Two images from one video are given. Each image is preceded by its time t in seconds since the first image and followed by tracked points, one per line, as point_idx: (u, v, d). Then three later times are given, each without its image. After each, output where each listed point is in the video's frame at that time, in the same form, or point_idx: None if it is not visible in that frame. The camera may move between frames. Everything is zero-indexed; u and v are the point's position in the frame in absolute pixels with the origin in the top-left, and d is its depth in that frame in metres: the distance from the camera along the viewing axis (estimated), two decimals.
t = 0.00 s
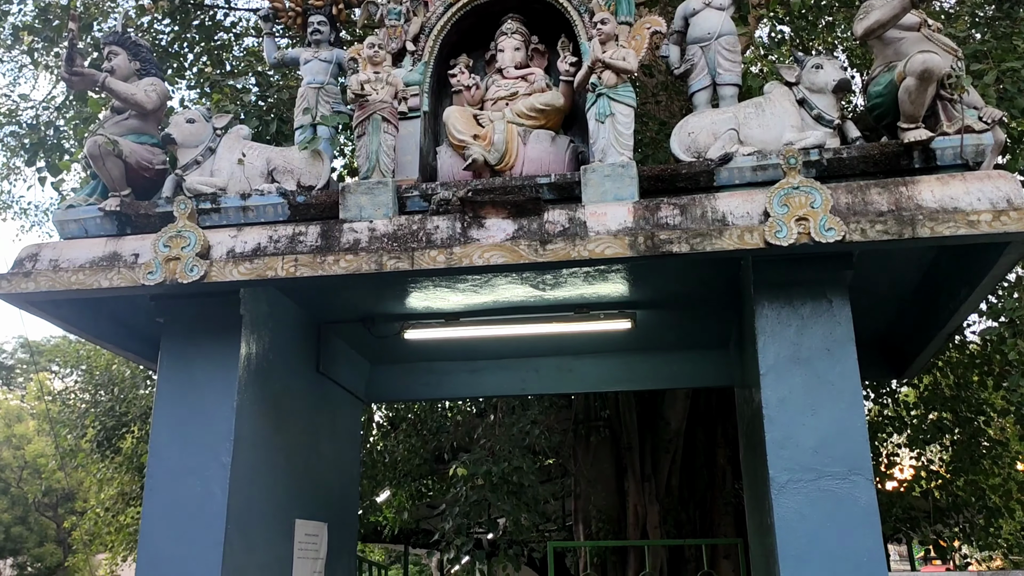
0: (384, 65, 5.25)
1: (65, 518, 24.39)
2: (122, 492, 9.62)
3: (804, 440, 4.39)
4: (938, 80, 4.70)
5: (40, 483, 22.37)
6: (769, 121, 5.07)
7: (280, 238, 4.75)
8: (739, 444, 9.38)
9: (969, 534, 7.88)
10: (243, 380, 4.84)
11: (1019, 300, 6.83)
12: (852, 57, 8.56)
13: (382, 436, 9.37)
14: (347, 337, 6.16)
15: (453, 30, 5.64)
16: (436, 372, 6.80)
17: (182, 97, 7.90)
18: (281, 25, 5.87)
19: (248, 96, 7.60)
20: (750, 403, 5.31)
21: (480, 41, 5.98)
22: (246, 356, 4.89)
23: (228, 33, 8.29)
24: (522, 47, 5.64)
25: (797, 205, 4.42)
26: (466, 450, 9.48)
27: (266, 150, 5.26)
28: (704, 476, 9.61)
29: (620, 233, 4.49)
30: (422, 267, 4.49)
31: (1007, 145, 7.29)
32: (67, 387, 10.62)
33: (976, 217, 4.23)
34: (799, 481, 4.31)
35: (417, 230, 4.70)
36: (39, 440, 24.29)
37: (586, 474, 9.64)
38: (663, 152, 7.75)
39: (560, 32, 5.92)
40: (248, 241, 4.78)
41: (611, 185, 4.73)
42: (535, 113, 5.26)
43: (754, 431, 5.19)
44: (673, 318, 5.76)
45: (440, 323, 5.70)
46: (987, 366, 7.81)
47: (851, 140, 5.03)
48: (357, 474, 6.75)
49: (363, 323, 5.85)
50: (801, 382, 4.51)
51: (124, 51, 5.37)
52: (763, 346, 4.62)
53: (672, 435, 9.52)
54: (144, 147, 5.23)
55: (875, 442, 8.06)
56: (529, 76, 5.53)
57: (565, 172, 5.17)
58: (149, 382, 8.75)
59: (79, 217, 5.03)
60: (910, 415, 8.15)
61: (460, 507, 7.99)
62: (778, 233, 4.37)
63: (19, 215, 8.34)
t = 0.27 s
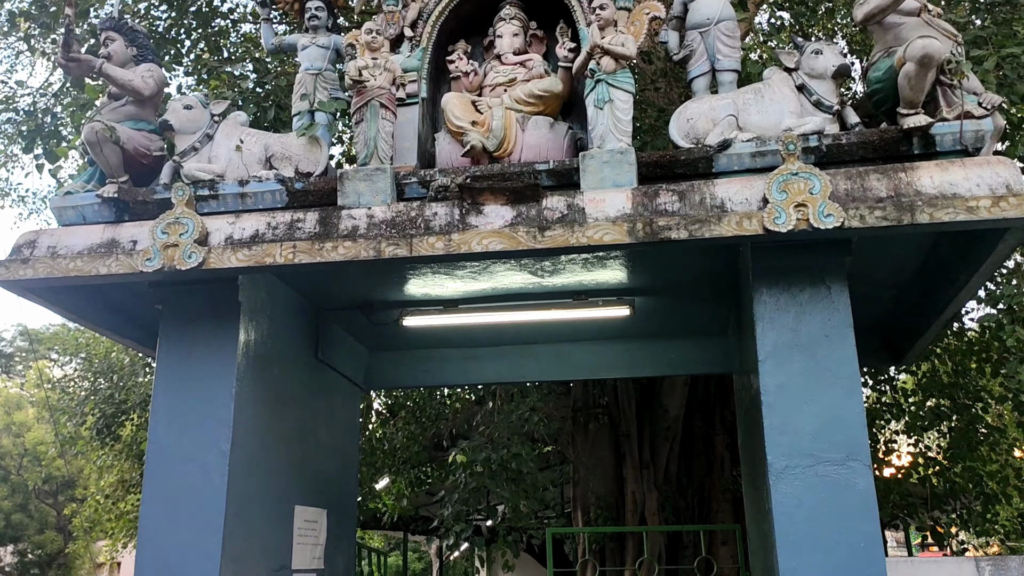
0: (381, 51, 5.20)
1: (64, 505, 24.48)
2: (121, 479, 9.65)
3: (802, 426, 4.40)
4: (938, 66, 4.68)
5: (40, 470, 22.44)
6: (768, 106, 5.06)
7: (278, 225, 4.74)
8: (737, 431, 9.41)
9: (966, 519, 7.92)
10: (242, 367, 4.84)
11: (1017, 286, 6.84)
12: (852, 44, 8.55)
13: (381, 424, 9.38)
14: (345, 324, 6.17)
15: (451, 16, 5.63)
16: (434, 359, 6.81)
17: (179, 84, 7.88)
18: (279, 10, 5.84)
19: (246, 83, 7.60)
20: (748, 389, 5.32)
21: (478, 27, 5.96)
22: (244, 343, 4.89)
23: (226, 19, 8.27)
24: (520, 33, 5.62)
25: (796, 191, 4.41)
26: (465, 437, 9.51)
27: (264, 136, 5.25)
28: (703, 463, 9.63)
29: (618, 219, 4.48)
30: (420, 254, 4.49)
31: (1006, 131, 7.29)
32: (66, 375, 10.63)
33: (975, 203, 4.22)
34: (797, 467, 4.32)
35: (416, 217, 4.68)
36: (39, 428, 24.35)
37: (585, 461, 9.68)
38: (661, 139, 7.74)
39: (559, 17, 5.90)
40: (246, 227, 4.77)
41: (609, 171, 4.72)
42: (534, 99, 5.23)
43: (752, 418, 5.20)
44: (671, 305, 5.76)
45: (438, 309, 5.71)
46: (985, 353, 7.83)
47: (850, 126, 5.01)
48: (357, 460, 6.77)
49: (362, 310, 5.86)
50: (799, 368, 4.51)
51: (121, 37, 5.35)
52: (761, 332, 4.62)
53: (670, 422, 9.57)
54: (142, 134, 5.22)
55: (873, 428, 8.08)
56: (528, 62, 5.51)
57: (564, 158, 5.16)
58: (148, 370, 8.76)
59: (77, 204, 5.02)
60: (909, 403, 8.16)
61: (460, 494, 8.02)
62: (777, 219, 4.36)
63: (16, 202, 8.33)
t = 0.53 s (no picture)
0: (379, 36, 5.22)
1: (63, 491, 24.55)
2: (120, 466, 9.67)
3: (800, 412, 4.41)
4: (937, 51, 4.67)
5: (39, 456, 22.51)
6: (767, 91, 5.04)
7: (276, 210, 4.72)
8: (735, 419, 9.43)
9: (963, 505, 7.97)
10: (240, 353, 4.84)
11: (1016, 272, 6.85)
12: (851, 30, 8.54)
13: (379, 410, 9.40)
14: (343, 310, 6.17)
15: None
16: (432, 346, 6.81)
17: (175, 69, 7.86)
18: None
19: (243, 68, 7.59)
20: (745, 375, 5.34)
21: (476, 11, 5.95)
22: (242, 329, 4.89)
23: (222, 4, 8.24)
24: (519, 18, 5.61)
25: (794, 176, 4.40)
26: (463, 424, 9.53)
27: (261, 121, 5.23)
28: (701, 450, 9.66)
29: (617, 205, 4.46)
30: (418, 240, 4.48)
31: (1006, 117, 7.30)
32: (65, 361, 10.64)
33: (974, 188, 4.21)
34: (795, 453, 4.33)
35: (414, 203, 4.67)
36: (38, 415, 24.40)
37: (583, 448, 9.72)
38: (660, 124, 7.70)
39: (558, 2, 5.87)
40: (244, 213, 4.75)
41: (608, 156, 4.70)
42: (532, 84, 5.22)
43: (749, 403, 5.22)
44: (669, 291, 5.77)
45: (436, 295, 5.72)
46: (983, 339, 7.84)
47: (849, 113, 4.98)
48: (355, 445, 6.78)
49: (360, 296, 5.86)
50: (797, 354, 4.51)
51: (117, 22, 5.32)
52: (759, 319, 4.61)
53: (668, 409, 9.60)
54: (138, 119, 5.20)
55: (871, 414, 8.11)
56: (526, 47, 5.47)
57: (562, 144, 5.15)
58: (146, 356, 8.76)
59: (74, 189, 5.00)
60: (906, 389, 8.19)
61: (459, 480, 8.06)
62: (776, 204, 4.36)
63: (13, 189, 8.30)
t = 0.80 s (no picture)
0: (376, 20, 5.16)
1: (62, 476, 24.62)
2: (119, 450, 9.69)
3: (797, 397, 4.41)
4: (937, 36, 4.67)
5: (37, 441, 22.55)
6: (766, 76, 5.03)
7: (273, 195, 4.71)
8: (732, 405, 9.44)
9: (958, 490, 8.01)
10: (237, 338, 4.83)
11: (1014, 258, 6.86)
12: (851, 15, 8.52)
13: (376, 396, 9.41)
14: (340, 295, 6.16)
15: None
16: (430, 331, 6.80)
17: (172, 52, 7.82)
18: None
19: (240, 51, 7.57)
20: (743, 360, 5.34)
21: None
22: (239, 314, 4.88)
23: None
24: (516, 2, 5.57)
25: (793, 161, 4.39)
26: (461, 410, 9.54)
27: (257, 105, 5.21)
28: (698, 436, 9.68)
29: (615, 189, 4.45)
30: (416, 225, 4.47)
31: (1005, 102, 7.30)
32: (62, 346, 10.62)
33: (972, 173, 4.20)
34: (791, 438, 4.34)
35: (411, 187, 4.65)
36: (36, 400, 24.42)
37: (580, 433, 9.78)
38: (658, 108, 7.67)
39: None
40: (241, 197, 4.73)
41: (606, 141, 4.69)
42: (530, 68, 5.21)
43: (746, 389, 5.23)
44: (667, 276, 5.77)
45: (434, 281, 5.71)
46: (979, 325, 7.84)
47: (848, 97, 4.97)
48: (353, 429, 6.79)
49: (357, 281, 5.85)
50: (794, 340, 4.52)
51: (112, 5, 5.27)
52: (757, 304, 4.61)
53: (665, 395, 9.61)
54: (134, 102, 5.17)
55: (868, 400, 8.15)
56: (523, 31, 5.46)
57: (560, 129, 5.14)
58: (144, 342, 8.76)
59: (70, 173, 4.98)
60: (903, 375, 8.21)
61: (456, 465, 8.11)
62: (774, 189, 4.35)
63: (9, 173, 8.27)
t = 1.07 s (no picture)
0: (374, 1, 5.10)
1: (59, 460, 24.66)
2: (116, 434, 9.70)
3: (793, 380, 4.42)
4: (936, 18, 4.65)
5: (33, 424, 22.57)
6: (764, 59, 5.01)
7: (269, 177, 4.68)
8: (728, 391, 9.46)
9: (952, 475, 8.07)
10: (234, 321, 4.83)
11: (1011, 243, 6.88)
12: None
13: (374, 379, 9.44)
14: (337, 278, 6.16)
15: None
16: (426, 314, 6.80)
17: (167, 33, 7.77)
18: None
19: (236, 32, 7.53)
20: (739, 344, 5.36)
21: None
22: (235, 296, 4.88)
23: None
24: None
25: (790, 145, 4.38)
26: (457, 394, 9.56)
27: (254, 87, 5.18)
28: (694, 421, 9.71)
29: (612, 172, 4.44)
30: (412, 208, 4.46)
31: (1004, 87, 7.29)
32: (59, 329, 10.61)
33: (970, 157, 4.20)
34: (787, 421, 4.36)
35: (408, 169, 4.63)
36: (32, 384, 24.42)
37: (577, 417, 9.86)
38: (656, 93, 7.66)
39: None
40: (237, 179, 4.71)
41: (603, 124, 4.67)
42: (527, 51, 5.19)
43: (742, 373, 5.24)
44: (664, 260, 5.77)
45: (430, 264, 5.70)
46: (976, 311, 7.87)
47: (846, 80, 4.97)
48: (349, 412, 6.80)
49: (354, 264, 5.84)
50: (790, 323, 4.53)
51: None
52: (754, 288, 4.61)
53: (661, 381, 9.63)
54: (129, 83, 5.14)
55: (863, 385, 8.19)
56: (521, 13, 5.43)
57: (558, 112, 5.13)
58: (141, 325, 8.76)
59: (65, 154, 4.96)
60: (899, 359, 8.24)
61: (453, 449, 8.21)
62: (771, 172, 4.35)
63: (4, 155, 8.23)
